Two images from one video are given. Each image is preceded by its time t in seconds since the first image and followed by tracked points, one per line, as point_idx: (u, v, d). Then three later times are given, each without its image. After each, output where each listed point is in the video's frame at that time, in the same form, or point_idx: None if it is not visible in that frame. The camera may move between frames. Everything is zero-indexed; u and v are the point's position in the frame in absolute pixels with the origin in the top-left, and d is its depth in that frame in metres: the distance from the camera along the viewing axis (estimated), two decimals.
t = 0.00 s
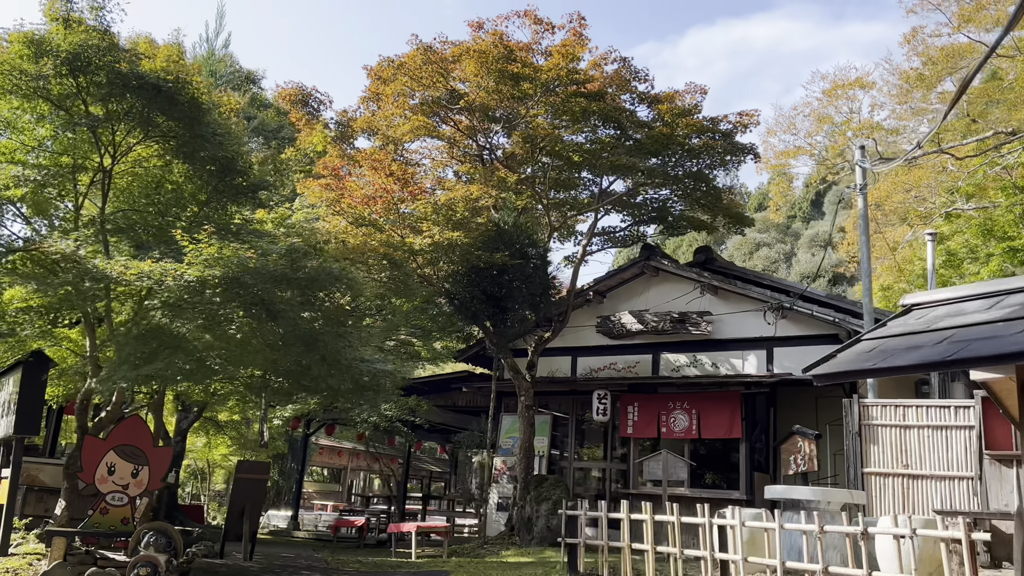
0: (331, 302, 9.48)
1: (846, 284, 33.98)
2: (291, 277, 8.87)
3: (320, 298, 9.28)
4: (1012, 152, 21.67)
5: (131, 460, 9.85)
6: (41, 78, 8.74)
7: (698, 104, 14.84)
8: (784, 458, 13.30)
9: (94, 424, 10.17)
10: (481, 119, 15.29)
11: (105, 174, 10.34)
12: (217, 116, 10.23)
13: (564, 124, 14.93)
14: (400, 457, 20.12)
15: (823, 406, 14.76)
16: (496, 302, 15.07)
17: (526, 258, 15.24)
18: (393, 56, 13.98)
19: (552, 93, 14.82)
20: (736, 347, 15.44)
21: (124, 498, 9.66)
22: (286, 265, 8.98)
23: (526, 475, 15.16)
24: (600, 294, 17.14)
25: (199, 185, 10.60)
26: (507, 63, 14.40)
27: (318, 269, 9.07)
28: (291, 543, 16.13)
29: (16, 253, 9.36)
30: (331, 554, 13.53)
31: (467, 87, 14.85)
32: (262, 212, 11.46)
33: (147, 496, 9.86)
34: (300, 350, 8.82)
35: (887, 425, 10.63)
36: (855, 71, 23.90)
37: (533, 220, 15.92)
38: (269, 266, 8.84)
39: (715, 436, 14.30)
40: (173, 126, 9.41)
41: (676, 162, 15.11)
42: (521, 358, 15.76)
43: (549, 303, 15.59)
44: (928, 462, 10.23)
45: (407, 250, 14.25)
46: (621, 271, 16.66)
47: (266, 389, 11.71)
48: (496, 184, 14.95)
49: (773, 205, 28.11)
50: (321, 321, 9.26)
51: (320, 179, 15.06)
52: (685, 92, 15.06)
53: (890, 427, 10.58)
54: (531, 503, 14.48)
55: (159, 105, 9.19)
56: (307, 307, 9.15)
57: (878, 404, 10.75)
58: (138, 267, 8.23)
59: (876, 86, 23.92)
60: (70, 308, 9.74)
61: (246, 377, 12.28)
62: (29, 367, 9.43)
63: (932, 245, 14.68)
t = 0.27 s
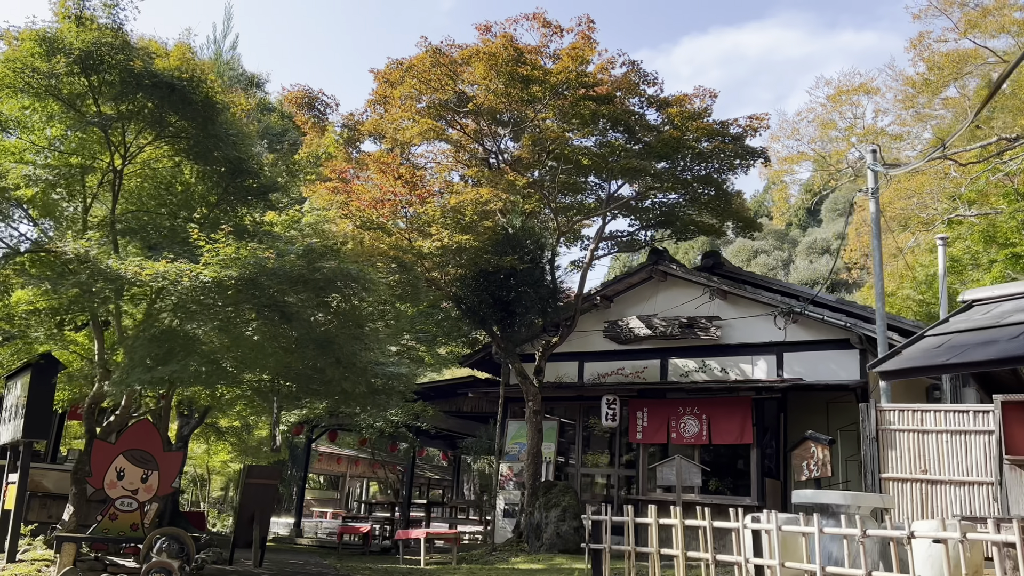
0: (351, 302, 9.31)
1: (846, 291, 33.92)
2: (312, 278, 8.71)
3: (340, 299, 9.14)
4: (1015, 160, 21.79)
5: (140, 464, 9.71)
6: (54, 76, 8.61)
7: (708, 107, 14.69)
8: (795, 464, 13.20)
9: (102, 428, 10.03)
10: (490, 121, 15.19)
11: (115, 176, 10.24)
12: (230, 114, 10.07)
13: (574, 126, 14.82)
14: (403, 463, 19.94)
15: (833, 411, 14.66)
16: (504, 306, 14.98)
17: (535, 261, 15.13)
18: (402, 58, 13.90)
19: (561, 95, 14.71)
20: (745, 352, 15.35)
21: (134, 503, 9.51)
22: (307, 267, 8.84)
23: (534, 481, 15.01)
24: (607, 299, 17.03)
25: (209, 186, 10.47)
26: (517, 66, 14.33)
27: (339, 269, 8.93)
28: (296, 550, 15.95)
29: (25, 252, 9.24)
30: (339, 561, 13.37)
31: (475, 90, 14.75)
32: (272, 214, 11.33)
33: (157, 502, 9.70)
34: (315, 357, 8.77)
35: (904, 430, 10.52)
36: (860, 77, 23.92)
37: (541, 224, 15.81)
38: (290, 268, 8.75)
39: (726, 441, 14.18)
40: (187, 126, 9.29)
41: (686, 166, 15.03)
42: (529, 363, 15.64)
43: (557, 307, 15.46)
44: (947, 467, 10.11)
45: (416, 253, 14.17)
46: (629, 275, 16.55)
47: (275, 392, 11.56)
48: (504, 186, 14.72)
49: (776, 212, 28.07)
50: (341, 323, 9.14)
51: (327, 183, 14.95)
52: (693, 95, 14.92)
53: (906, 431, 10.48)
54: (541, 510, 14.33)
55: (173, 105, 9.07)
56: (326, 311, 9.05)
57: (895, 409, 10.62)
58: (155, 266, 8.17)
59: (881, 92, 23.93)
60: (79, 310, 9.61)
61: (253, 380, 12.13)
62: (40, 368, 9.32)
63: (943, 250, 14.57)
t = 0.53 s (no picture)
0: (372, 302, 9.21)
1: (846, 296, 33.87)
2: (331, 278, 8.66)
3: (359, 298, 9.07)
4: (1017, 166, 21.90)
5: (151, 468, 9.56)
6: (69, 71, 8.52)
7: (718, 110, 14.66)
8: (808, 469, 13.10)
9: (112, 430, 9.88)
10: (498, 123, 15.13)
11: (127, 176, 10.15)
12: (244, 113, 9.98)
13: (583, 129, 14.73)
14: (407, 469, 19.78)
15: (844, 415, 14.58)
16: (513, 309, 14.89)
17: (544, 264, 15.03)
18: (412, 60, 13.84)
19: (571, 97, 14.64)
20: (755, 356, 15.26)
21: (145, 507, 9.37)
22: (325, 267, 8.83)
23: (542, 486, 14.88)
24: (615, 303, 16.92)
25: (221, 187, 10.38)
26: (527, 67, 14.25)
27: (360, 269, 8.85)
28: (302, 556, 15.77)
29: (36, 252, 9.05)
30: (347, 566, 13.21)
31: (484, 92, 14.69)
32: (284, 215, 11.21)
33: (168, 505, 9.55)
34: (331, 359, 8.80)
35: (922, 433, 10.43)
36: (864, 81, 23.94)
37: (550, 226, 15.71)
38: (307, 268, 8.76)
39: (737, 446, 14.06)
40: (202, 124, 9.21)
41: (696, 169, 14.96)
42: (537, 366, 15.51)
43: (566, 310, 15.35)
44: (966, 471, 9.99)
45: (426, 255, 14.11)
46: (637, 279, 16.46)
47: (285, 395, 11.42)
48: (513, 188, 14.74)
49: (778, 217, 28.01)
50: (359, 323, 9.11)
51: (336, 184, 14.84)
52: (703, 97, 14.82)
53: (925, 435, 10.39)
54: (550, 515, 14.21)
55: (186, 103, 8.95)
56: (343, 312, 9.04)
57: (913, 412, 10.56)
58: (173, 267, 8.26)
59: (886, 97, 23.93)
60: (91, 311, 9.48)
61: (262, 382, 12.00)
62: (50, 371, 9.15)
63: (955, 253, 14.54)
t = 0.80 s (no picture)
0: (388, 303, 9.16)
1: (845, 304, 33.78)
2: (344, 280, 8.69)
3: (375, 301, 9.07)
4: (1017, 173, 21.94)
5: (161, 475, 9.41)
6: (82, 72, 8.51)
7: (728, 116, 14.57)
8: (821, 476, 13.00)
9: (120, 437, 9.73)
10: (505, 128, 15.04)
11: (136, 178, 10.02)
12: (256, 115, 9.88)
13: (592, 132, 14.58)
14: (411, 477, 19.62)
15: (855, 422, 14.49)
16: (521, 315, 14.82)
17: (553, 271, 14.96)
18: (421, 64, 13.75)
19: (579, 102, 14.55)
20: (764, 363, 15.17)
21: (155, 514, 9.23)
22: (340, 271, 8.83)
23: (550, 494, 14.74)
24: (622, 309, 16.82)
25: (232, 191, 10.25)
26: (537, 71, 14.17)
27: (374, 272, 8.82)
28: (307, 565, 15.57)
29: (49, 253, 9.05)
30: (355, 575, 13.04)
31: (491, 96, 14.61)
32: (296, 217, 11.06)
33: (178, 514, 9.40)
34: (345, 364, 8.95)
35: (939, 440, 10.34)
36: (868, 88, 23.96)
37: (558, 232, 15.60)
38: (322, 272, 8.75)
39: (747, 453, 13.94)
40: (215, 128, 9.21)
41: (706, 175, 14.82)
42: (544, 373, 15.40)
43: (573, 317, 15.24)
44: (985, 478, 9.88)
45: (434, 260, 14.02)
46: (645, 285, 16.36)
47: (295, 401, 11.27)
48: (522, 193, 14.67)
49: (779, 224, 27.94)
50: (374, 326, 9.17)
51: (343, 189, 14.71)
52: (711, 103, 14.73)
53: (942, 442, 10.30)
54: (559, 523, 14.08)
55: (198, 103, 8.97)
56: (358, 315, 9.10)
57: (930, 419, 10.48)
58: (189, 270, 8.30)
59: (889, 104, 23.93)
60: (101, 316, 9.34)
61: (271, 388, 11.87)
62: (60, 375, 9.02)
63: (965, 259, 14.48)
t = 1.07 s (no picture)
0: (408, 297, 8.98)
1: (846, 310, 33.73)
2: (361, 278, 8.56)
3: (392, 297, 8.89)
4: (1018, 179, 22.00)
5: (172, 476, 9.26)
6: (94, 66, 8.68)
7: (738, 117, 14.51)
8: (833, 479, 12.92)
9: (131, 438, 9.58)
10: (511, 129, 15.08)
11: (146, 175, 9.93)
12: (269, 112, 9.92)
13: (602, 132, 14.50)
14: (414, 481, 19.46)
15: (865, 425, 14.41)
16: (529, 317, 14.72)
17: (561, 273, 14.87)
18: (431, 64, 13.70)
19: (589, 102, 14.51)
20: (773, 366, 15.10)
21: (167, 516, 9.05)
22: (359, 267, 8.68)
23: (558, 498, 14.61)
24: (629, 312, 16.73)
25: (243, 188, 10.13)
26: (547, 72, 14.13)
27: (394, 268, 8.65)
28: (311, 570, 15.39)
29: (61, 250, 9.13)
30: None
31: (500, 97, 14.56)
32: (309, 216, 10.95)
33: (189, 516, 9.24)
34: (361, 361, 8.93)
35: (958, 441, 10.25)
36: (871, 93, 23.99)
37: (566, 234, 15.50)
38: (339, 269, 8.58)
39: (758, 456, 13.83)
40: (229, 124, 9.39)
41: (715, 176, 14.76)
42: (552, 375, 15.27)
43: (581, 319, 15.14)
44: (1005, 480, 9.79)
45: (443, 261, 13.94)
46: (653, 287, 16.28)
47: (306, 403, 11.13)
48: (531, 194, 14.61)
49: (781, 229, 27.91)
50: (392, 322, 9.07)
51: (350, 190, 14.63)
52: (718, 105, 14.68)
53: (961, 444, 10.21)
54: (568, 527, 13.94)
55: (213, 99, 9.14)
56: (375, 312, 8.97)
57: (948, 420, 10.40)
58: (209, 265, 8.26)
59: (893, 109, 23.94)
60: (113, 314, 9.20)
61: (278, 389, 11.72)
62: (70, 374, 8.84)
63: (975, 262, 14.40)
